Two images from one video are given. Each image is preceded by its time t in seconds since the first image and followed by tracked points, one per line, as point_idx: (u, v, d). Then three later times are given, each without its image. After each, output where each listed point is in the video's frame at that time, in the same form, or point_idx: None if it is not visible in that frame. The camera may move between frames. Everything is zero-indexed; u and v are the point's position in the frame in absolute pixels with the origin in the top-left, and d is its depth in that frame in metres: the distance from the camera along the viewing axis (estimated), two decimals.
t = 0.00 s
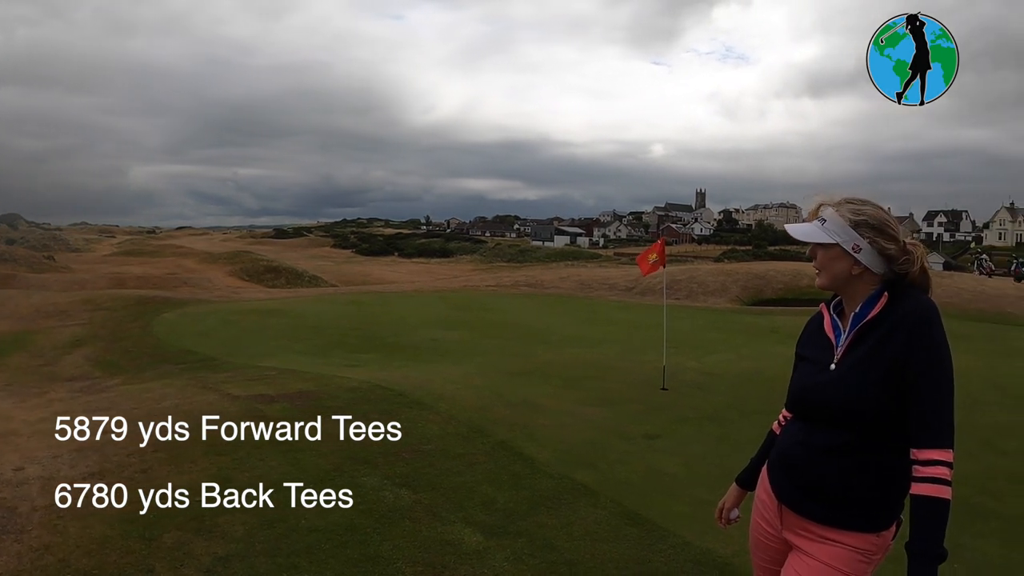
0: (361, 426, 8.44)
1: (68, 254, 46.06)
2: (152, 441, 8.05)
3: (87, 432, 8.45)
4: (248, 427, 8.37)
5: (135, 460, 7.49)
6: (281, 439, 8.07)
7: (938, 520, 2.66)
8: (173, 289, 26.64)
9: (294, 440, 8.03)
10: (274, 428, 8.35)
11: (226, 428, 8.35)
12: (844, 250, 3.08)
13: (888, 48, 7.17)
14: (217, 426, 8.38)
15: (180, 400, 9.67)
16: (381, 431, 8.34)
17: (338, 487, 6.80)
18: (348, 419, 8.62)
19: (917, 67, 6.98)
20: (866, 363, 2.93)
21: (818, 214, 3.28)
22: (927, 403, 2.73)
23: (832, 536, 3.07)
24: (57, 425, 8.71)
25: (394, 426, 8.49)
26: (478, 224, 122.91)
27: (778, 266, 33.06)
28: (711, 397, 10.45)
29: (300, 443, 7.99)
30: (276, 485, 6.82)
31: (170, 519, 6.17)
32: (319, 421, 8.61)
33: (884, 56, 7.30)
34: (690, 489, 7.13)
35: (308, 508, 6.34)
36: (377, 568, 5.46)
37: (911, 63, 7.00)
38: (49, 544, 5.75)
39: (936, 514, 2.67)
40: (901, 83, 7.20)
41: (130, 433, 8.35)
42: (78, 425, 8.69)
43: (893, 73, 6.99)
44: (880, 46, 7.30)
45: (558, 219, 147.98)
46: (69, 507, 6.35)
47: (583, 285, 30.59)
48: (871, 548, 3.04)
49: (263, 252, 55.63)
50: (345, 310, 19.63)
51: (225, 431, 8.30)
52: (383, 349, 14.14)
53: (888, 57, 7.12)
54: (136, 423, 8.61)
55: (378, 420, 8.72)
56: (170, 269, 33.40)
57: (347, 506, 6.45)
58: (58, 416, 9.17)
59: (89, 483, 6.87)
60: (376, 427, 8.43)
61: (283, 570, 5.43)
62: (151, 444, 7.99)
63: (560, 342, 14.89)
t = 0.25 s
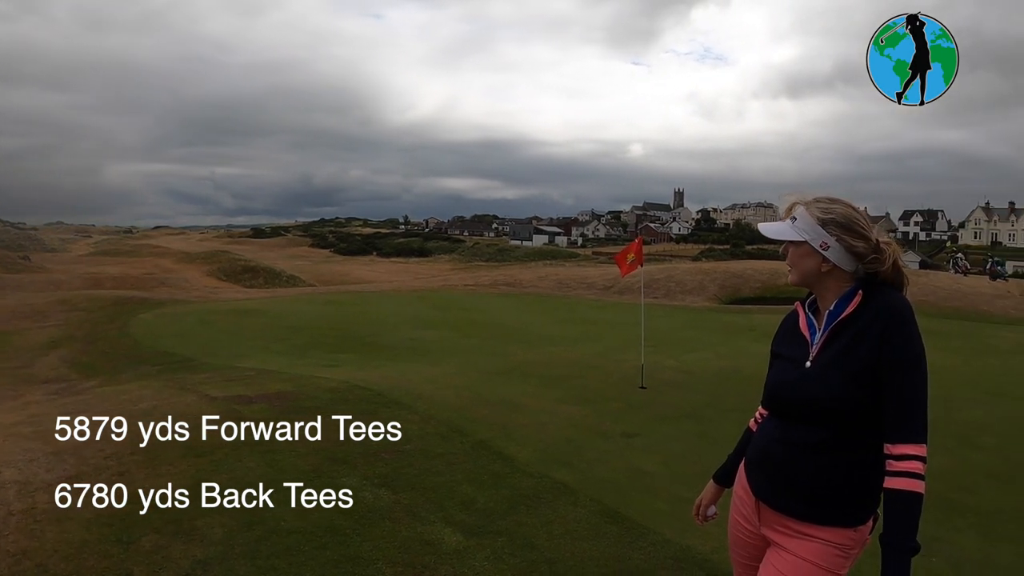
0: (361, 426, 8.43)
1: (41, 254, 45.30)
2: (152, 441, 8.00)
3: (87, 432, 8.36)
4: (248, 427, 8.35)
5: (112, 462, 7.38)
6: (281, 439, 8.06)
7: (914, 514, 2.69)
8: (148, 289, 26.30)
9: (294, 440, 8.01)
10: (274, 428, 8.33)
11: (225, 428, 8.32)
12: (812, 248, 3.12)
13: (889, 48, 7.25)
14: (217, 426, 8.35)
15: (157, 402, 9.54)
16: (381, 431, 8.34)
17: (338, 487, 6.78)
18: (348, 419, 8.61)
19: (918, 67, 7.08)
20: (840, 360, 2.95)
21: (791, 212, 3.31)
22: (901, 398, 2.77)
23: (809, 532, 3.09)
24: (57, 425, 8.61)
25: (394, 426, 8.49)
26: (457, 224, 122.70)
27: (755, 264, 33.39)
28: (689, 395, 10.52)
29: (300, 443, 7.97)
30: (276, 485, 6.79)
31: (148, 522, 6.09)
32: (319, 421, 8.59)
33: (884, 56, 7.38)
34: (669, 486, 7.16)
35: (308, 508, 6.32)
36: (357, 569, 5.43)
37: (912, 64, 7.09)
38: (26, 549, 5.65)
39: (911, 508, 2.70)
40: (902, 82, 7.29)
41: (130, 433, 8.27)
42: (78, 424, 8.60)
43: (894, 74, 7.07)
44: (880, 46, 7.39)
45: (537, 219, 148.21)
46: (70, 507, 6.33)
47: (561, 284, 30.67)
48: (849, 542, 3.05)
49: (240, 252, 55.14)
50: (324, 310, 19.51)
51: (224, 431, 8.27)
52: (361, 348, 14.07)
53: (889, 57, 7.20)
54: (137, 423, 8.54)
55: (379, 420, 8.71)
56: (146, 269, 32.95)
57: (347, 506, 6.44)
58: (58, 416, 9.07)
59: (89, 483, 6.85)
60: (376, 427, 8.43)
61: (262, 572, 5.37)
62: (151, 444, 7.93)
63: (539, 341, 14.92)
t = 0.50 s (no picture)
0: (361, 426, 8.42)
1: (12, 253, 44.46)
2: (153, 441, 7.95)
3: (87, 432, 8.29)
4: (248, 427, 8.33)
5: (88, 465, 7.26)
6: (282, 438, 8.04)
7: (888, 509, 2.73)
8: (123, 290, 25.94)
9: (295, 440, 8.00)
10: (274, 428, 8.32)
11: (225, 428, 8.29)
12: (783, 246, 3.14)
13: (888, 48, 7.44)
14: (217, 425, 8.32)
15: (133, 404, 9.42)
16: (381, 431, 8.34)
17: (338, 487, 6.78)
18: (348, 418, 8.61)
19: (919, 67, 7.34)
20: (812, 359, 2.98)
21: (764, 211, 3.33)
22: (872, 394, 2.81)
23: (785, 528, 3.10)
24: (57, 425, 8.53)
25: (394, 426, 8.49)
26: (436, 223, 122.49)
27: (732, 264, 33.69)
28: (666, 393, 10.60)
29: (301, 442, 7.96)
30: (276, 485, 6.78)
31: (125, 525, 6.00)
32: (319, 421, 8.59)
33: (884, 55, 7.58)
34: (647, 484, 7.20)
35: (308, 508, 6.31)
36: (337, 570, 5.39)
37: (912, 64, 7.34)
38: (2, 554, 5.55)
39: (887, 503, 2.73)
40: (901, 82, 7.50)
41: (130, 433, 8.21)
42: (78, 424, 8.52)
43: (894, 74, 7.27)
44: (880, 46, 7.56)
45: (517, 218, 148.29)
46: (69, 507, 6.30)
47: (539, 283, 30.71)
48: (826, 538, 3.07)
49: (215, 252, 54.57)
50: (302, 310, 19.39)
51: (224, 431, 8.24)
52: (339, 348, 13.99)
53: (889, 58, 7.40)
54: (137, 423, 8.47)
55: (379, 420, 8.71)
56: (120, 269, 32.48)
57: (347, 506, 6.42)
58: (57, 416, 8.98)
59: (89, 483, 6.82)
60: (376, 426, 8.43)
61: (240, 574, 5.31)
62: (151, 443, 7.88)
63: (518, 340, 14.95)
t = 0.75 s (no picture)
0: (361, 426, 8.42)
1: None
2: (153, 441, 7.92)
3: (87, 432, 8.23)
4: (248, 427, 8.32)
5: (63, 469, 7.14)
6: (282, 439, 8.04)
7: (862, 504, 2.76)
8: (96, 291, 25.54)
9: (295, 440, 8.00)
10: (274, 428, 8.32)
11: (226, 428, 8.28)
12: (761, 244, 3.15)
13: (889, 48, 7.63)
14: (217, 426, 8.31)
15: (109, 406, 9.28)
16: (381, 431, 8.34)
17: (338, 487, 6.78)
18: (348, 419, 8.61)
19: (919, 67, 7.50)
20: (785, 356, 3.00)
21: (737, 209, 3.35)
22: (847, 390, 2.84)
23: (761, 524, 3.11)
24: (57, 424, 8.46)
25: (394, 426, 8.50)
26: (414, 223, 122.07)
27: (708, 263, 33.97)
28: (643, 391, 10.66)
29: (301, 442, 7.96)
30: (276, 485, 6.76)
31: (101, 529, 5.91)
32: (319, 421, 8.59)
33: (884, 55, 7.75)
34: (624, 482, 7.22)
35: (308, 508, 6.30)
36: (315, 571, 5.34)
37: (913, 64, 7.51)
38: None
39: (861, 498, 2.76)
40: (900, 82, 7.68)
41: (130, 433, 8.16)
42: (78, 424, 8.44)
43: (895, 74, 7.43)
44: (880, 46, 7.77)
45: (491, 218, 148.36)
46: (70, 507, 6.27)
47: (516, 283, 30.75)
48: (802, 534, 3.08)
49: (189, 251, 53.96)
50: (279, 310, 19.24)
51: (225, 431, 8.23)
52: (315, 349, 13.90)
53: (889, 57, 7.58)
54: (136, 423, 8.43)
55: (379, 420, 8.71)
56: (92, 268, 31.98)
57: (347, 506, 6.42)
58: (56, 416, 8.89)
59: (88, 483, 6.79)
60: (376, 427, 8.42)
61: None
62: (151, 444, 7.86)
63: (495, 339, 14.96)
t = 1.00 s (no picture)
0: (361, 426, 8.43)
1: None
2: (153, 441, 7.89)
3: (87, 432, 8.16)
4: (248, 427, 8.32)
5: (38, 473, 7.01)
6: (282, 439, 8.04)
7: (836, 499, 2.79)
8: (66, 292, 25.09)
9: (295, 440, 8.00)
10: (274, 428, 8.33)
11: (225, 428, 8.28)
12: (748, 243, 3.14)
13: (889, 48, 7.73)
14: (217, 426, 8.30)
15: (82, 408, 9.12)
16: (381, 431, 8.35)
17: (338, 487, 6.78)
18: (348, 419, 8.63)
19: (919, 67, 7.61)
20: (760, 354, 3.02)
21: (715, 207, 3.33)
22: (821, 386, 2.87)
23: (736, 521, 3.12)
24: (57, 425, 8.37)
25: (394, 426, 8.52)
26: (391, 222, 121.46)
27: (683, 263, 34.21)
28: (620, 390, 10.71)
29: (301, 442, 7.97)
30: (276, 485, 6.76)
31: (77, 533, 5.81)
32: (319, 421, 8.60)
33: (884, 55, 7.85)
34: (602, 480, 7.25)
35: (308, 508, 6.30)
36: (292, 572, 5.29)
37: (913, 64, 7.61)
38: None
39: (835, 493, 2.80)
40: (900, 82, 7.78)
41: (130, 433, 8.13)
42: (78, 425, 8.37)
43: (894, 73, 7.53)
44: (880, 45, 7.87)
45: (469, 218, 148.20)
46: (70, 507, 6.25)
47: (492, 283, 30.74)
48: (777, 529, 3.09)
49: (159, 250, 53.18)
50: (254, 310, 19.06)
51: (225, 431, 8.23)
52: (290, 349, 13.80)
53: (889, 57, 7.68)
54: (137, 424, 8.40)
55: (379, 420, 8.74)
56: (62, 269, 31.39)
57: (347, 506, 6.42)
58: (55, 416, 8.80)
59: (88, 483, 6.76)
60: (376, 427, 8.44)
61: None
62: (151, 444, 7.83)
63: (472, 339, 14.95)
